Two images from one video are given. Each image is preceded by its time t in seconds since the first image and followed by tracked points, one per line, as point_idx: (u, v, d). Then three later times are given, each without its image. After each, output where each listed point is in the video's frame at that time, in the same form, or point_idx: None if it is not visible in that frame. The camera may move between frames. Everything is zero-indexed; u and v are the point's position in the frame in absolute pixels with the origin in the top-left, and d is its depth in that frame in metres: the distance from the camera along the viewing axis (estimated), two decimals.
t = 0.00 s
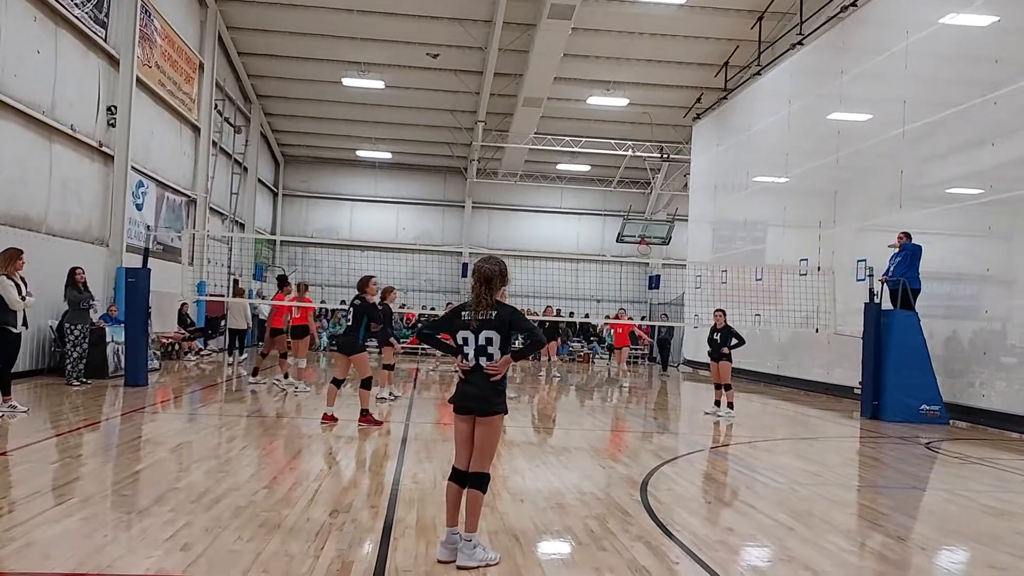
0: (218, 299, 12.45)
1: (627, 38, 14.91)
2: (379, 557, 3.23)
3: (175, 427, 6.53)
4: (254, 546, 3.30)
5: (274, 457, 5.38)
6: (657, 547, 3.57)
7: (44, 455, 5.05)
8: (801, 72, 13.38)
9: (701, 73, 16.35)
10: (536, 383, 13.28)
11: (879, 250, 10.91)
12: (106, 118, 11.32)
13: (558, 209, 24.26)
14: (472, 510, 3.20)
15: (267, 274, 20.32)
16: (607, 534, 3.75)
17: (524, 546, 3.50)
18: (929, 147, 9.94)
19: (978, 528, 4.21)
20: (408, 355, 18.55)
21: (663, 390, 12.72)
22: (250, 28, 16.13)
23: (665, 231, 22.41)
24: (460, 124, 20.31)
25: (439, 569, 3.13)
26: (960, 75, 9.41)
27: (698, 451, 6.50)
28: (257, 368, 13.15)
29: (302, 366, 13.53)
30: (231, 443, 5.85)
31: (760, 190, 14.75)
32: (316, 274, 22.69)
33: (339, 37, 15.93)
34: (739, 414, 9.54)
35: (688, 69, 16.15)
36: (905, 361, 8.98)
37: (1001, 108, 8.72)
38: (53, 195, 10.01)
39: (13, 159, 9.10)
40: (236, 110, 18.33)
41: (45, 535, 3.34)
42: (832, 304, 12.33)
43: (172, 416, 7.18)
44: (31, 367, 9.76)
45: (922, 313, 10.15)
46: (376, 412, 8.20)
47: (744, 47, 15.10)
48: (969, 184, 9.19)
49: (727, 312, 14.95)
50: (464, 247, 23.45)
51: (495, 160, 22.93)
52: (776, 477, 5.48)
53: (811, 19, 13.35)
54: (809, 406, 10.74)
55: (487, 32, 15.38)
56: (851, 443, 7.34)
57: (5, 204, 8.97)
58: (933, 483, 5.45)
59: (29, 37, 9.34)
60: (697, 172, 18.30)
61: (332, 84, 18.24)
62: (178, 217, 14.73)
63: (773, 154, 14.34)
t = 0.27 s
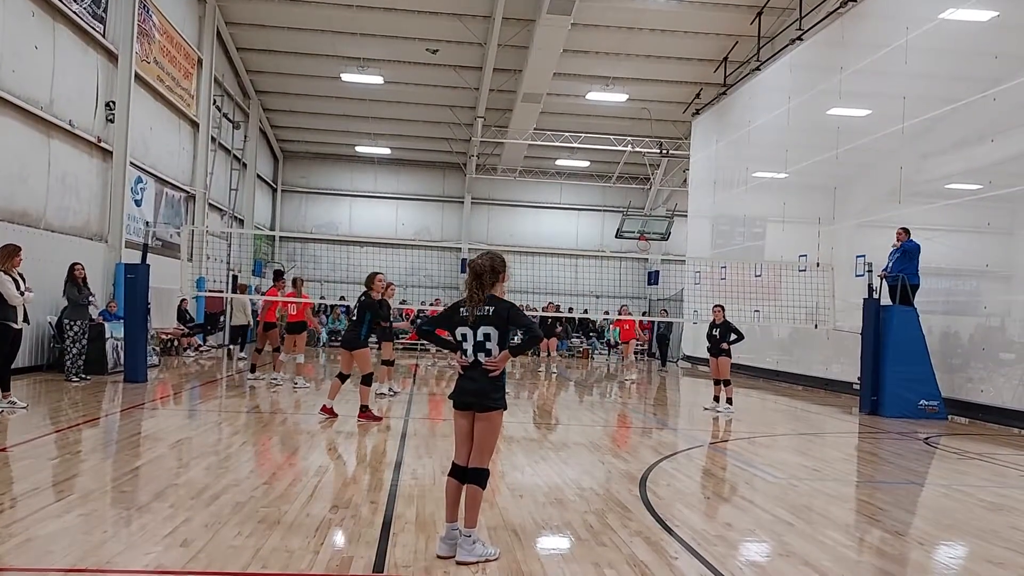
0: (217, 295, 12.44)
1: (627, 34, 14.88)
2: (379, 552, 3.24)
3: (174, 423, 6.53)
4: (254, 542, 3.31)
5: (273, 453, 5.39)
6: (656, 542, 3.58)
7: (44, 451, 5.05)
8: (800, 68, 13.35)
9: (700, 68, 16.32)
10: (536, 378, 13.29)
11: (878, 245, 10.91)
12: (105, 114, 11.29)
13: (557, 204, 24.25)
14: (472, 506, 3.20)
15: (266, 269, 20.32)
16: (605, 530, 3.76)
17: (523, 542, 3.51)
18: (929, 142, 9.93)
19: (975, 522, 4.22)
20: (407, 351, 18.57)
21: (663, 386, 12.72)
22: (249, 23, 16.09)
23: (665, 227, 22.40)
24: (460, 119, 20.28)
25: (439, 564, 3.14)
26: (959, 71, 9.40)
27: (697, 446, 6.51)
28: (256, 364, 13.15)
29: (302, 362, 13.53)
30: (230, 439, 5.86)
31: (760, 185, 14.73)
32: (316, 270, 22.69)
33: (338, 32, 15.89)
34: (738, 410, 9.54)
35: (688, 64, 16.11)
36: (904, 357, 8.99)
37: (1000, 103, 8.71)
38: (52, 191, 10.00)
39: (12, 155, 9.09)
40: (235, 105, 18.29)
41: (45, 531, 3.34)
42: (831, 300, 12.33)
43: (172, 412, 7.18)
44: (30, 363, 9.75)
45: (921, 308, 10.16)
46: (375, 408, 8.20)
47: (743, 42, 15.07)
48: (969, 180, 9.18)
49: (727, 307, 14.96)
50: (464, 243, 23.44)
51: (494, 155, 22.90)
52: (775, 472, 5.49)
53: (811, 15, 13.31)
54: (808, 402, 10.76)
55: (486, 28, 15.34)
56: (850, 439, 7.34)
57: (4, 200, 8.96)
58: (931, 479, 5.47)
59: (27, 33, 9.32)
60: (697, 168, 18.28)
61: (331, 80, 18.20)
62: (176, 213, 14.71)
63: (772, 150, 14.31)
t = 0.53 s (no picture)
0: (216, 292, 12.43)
1: (625, 31, 14.86)
2: (378, 549, 3.24)
3: (173, 420, 6.53)
4: (253, 539, 3.31)
5: (272, 450, 5.38)
6: (655, 539, 3.58)
7: (43, 448, 5.05)
8: (799, 65, 13.34)
9: (699, 66, 16.31)
10: (534, 375, 13.29)
11: (877, 243, 10.91)
12: (103, 111, 11.27)
13: (556, 201, 24.24)
14: (470, 504, 3.20)
15: (264, 267, 20.31)
16: (604, 527, 3.76)
17: (523, 539, 3.51)
18: (927, 139, 9.93)
19: (974, 519, 4.23)
20: (406, 349, 18.57)
21: (662, 383, 12.74)
22: (247, 20, 16.05)
23: (663, 224, 22.41)
24: (458, 116, 20.26)
25: (438, 561, 3.14)
26: (958, 68, 9.40)
27: (696, 443, 6.51)
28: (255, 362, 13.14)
29: (301, 360, 13.52)
30: (229, 436, 5.86)
31: (759, 182, 14.73)
32: (314, 267, 22.68)
33: (337, 29, 15.86)
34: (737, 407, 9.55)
35: (687, 61, 16.10)
36: (903, 354, 9.00)
37: (999, 101, 8.71)
38: (50, 188, 9.98)
39: (10, 153, 9.07)
40: (233, 102, 18.26)
41: (44, 528, 3.34)
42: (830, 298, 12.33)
43: (170, 409, 7.17)
44: (29, 360, 9.74)
45: (920, 306, 10.16)
46: (374, 405, 8.20)
47: (742, 40, 15.06)
48: (967, 177, 9.18)
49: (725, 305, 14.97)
50: (463, 240, 23.43)
51: (493, 153, 22.89)
52: (774, 469, 5.50)
53: (810, 12, 13.30)
54: (807, 399, 10.77)
55: (485, 25, 15.32)
56: (849, 436, 7.35)
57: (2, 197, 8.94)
58: (930, 476, 5.47)
59: (25, 30, 9.29)
60: (695, 165, 18.28)
61: (329, 77, 18.17)
62: (175, 210, 14.69)
63: (771, 147, 14.32)
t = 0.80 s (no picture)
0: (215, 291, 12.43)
1: (624, 31, 14.87)
2: (376, 549, 3.24)
3: (172, 420, 6.52)
4: (252, 539, 3.31)
5: (271, 450, 5.38)
6: (653, 539, 3.59)
7: (41, 448, 5.05)
8: (798, 65, 13.35)
9: (698, 65, 16.30)
10: (533, 375, 13.30)
11: (875, 242, 10.92)
12: (102, 111, 11.25)
13: (554, 201, 24.25)
14: (469, 503, 3.20)
15: (263, 267, 20.31)
16: (603, 527, 3.76)
17: (521, 538, 3.52)
18: (925, 140, 9.94)
19: (971, 519, 4.24)
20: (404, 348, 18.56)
21: (660, 382, 12.76)
22: (245, 20, 16.05)
23: (662, 224, 22.43)
24: (457, 116, 20.26)
25: (436, 561, 3.14)
26: (956, 68, 9.41)
27: (694, 443, 6.52)
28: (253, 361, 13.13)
29: (299, 360, 13.52)
30: (228, 436, 5.86)
31: (757, 182, 14.74)
32: (313, 267, 22.67)
33: (335, 29, 15.85)
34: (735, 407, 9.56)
35: (685, 61, 16.11)
36: (901, 354, 9.01)
37: (997, 101, 8.72)
38: (49, 188, 9.97)
39: (9, 152, 9.06)
40: (231, 102, 18.25)
41: (43, 528, 3.34)
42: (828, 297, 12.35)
43: (169, 409, 7.17)
44: (27, 360, 9.74)
45: (918, 306, 10.18)
46: (372, 405, 8.20)
47: (740, 40, 15.07)
48: (965, 177, 9.20)
49: (723, 304, 14.98)
50: (461, 240, 23.43)
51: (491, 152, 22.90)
52: (772, 469, 5.51)
53: (808, 12, 13.31)
54: (805, 399, 10.79)
55: (483, 25, 15.32)
56: (847, 436, 7.36)
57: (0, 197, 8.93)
58: (928, 476, 5.48)
59: (23, 30, 9.28)
60: (693, 165, 18.30)
61: (328, 77, 18.17)
62: (173, 210, 14.68)
63: (769, 147, 14.33)
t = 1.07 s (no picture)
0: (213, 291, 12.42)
1: (622, 31, 14.87)
2: (374, 548, 3.24)
3: (169, 419, 6.51)
4: (249, 539, 3.31)
5: (269, 449, 5.38)
6: (651, 539, 3.59)
7: (39, 447, 5.04)
8: (796, 65, 13.35)
9: (696, 65, 16.30)
10: (531, 375, 13.30)
11: (873, 243, 10.93)
12: (100, 110, 11.24)
13: (552, 201, 24.25)
14: (467, 502, 3.20)
15: (261, 266, 20.29)
16: (600, 527, 3.77)
17: (519, 538, 3.51)
18: (924, 140, 9.95)
19: (968, 519, 4.24)
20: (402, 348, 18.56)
21: (658, 382, 12.77)
22: (244, 19, 16.03)
23: (660, 224, 22.45)
24: (455, 116, 20.25)
25: (434, 560, 3.14)
26: (954, 69, 9.43)
27: (692, 443, 6.53)
28: (251, 361, 13.12)
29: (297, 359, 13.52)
30: (226, 436, 5.85)
31: (755, 182, 14.75)
32: (311, 266, 22.66)
33: (333, 28, 15.84)
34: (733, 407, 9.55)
35: (683, 61, 16.12)
36: (899, 354, 9.02)
37: (994, 102, 8.74)
38: (47, 187, 9.96)
39: (7, 151, 9.05)
40: (230, 101, 18.23)
41: (40, 527, 3.34)
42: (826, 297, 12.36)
43: (167, 408, 7.16)
44: (25, 359, 9.73)
45: (915, 306, 10.19)
46: (370, 404, 8.19)
47: (739, 40, 15.08)
48: (963, 177, 9.21)
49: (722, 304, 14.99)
50: (460, 240, 23.42)
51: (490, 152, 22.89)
52: (770, 469, 5.51)
53: (806, 12, 13.32)
54: (803, 399, 10.80)
55: (482, 24, 15.31)
56: (845, 436, 7.37)
57: None
58: (925, 475, 5.49)
59: (21, 29, 9.27)
60: (691, 165, 18.32)
61: (326, 76, 18.15)
62: (171, 209, 14.66)
63: (767, 147, 14.34)
